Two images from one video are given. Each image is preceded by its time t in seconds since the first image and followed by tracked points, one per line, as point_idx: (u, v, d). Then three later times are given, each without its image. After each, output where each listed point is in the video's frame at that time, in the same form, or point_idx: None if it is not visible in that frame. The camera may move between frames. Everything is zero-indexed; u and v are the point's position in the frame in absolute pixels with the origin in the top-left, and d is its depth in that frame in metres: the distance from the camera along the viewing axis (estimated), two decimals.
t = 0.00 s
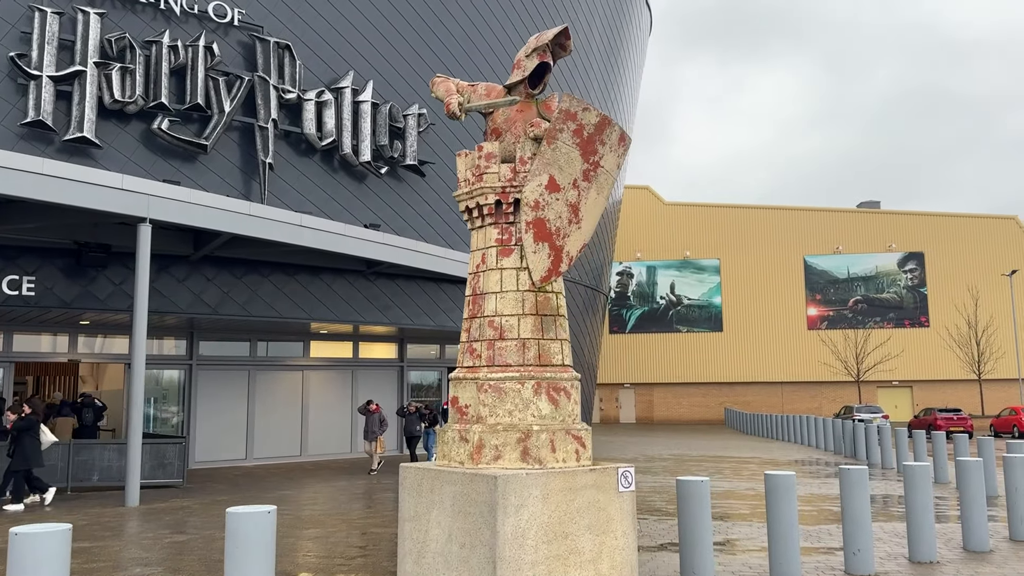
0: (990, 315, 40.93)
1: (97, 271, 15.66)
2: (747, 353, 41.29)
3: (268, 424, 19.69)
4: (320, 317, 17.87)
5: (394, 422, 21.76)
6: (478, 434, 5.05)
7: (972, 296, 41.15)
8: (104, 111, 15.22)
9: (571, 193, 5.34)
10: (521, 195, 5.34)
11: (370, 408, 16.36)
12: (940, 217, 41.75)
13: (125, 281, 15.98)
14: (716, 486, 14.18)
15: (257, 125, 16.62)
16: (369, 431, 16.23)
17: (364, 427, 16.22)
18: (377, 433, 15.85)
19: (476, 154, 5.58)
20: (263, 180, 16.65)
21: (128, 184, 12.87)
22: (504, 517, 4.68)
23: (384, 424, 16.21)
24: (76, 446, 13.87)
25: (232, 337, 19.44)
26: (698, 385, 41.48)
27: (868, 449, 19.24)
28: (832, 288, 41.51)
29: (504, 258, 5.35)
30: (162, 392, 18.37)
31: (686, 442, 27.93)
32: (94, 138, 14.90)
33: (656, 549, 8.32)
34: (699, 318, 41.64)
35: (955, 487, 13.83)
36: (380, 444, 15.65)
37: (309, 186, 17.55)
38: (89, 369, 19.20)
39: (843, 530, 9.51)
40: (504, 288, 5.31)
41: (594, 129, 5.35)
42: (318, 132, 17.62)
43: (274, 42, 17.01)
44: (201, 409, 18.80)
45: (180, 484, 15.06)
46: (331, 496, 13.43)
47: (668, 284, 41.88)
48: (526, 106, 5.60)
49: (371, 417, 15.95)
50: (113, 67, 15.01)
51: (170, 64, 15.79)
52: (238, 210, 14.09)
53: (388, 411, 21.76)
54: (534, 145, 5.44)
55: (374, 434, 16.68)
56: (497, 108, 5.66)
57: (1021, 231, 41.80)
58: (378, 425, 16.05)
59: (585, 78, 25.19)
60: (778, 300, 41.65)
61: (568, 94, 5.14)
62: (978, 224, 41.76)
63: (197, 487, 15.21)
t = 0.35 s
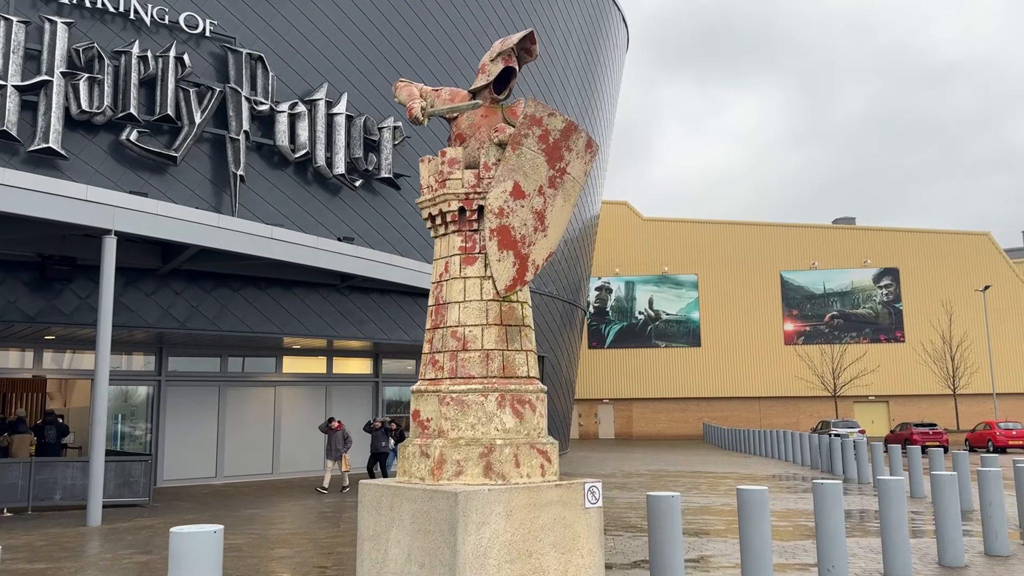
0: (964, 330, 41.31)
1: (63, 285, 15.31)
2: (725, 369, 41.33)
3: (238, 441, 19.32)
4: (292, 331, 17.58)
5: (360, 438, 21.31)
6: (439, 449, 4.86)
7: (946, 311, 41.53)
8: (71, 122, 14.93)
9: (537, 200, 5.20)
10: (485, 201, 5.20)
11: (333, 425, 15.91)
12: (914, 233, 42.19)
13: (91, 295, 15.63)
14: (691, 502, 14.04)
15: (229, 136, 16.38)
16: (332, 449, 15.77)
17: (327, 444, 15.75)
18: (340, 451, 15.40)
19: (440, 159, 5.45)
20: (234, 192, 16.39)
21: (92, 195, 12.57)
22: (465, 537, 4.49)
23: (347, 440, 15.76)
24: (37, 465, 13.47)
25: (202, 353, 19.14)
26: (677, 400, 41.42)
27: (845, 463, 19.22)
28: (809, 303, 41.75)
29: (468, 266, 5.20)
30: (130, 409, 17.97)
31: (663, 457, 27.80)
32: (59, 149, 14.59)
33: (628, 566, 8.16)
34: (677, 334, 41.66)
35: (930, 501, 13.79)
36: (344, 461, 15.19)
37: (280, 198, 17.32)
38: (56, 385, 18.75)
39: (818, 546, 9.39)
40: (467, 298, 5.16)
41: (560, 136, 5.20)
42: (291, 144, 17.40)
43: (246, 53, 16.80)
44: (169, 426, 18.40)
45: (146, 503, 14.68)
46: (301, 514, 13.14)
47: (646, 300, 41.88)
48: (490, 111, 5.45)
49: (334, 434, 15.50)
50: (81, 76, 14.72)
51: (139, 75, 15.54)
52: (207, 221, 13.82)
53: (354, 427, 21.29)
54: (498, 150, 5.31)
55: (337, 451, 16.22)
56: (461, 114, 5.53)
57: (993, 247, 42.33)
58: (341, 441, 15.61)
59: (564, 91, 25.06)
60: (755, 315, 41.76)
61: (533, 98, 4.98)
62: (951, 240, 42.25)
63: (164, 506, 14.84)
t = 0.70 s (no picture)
0: (936, 351, 41.64)
1: (20, 306, 14.73)
2: (699, 389, 41.27)
3: (203, 466, 18.83)
4: (259, 353, 17.20)
5: (315, 462, 20.59)
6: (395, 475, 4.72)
7: (918, 331, 41.86)
8: (31, 139, 14.56)
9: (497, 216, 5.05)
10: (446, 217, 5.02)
11: (287, 449, 15.44)
12: (886, 254, 42.58)
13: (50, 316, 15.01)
14: (666, 526, 13.79)
15: (195, 154, 16.09)
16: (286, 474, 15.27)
17: (280, 469, 15.26)
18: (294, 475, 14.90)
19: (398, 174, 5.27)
20: (199, 211, 16.05)
21: (50, 214, 12.12)
22: (422, 569, 4.40)
23: (302, 465, 15.28)
24: None
25: (167, 375, 18.70)
26: (653, 421, 41.26)
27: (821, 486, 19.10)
28: (783, 323, 41.84)
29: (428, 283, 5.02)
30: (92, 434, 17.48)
31: (638, 479, 27.52)
32: (18, 166, 14.19)
33: None
34: (653, 354, 41.59)
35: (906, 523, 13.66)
36: (299, 486, 14.67)
37: (247, 216, 16.98)
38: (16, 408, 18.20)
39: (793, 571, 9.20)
40: (426, 318, 4.98)
41: (523, 149, 5.07)
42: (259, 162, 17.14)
43: (214, 70, 16.54)
44: (131, 451, 17.90)
45: (105, 532, 14.20)
46: (265, 543, 12.75)
47: (622, 320, 41.77)
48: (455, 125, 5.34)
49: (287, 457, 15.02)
50: (42, 92, 14.37)
51: (103, 91, 15.20)
52: (169, 240, 13.47)
53: (310, 452, 20.60)
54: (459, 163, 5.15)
55: (292, 477, 15.72)
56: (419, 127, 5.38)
57: (963, 268, 42.81)
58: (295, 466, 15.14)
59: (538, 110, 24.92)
60: (730, 336, 41.80)
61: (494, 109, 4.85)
62: (922, 261, 42.67)
63: (124, 534, 14.34)
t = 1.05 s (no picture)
0: (930, 366, 41.57)
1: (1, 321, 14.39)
2: (693, 406, 41.04)
3: (188, 484, 18.55)
4: (245, 369, 17.01)
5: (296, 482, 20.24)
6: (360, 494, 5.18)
7: (912, 347, 41.79)
8: (14, 153, 14.39)
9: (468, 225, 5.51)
10: (415, 227, 5.50)
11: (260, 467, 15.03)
12: (879, 270, 42.57)
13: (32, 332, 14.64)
14: (655, 544, 13.60)
15: (180, 168, 15.96)
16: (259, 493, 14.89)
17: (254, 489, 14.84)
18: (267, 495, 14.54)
19: (369, 182, 5.80)
20: (185, 226, 15.87)
21: (29, 228, 11.90)
22: None
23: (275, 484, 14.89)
24: None
25: (152, 393, 18.43)
26: (647, 437, 40.98)
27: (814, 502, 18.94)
28: (777, 339, 41.67)
29: (397, 295, 5.52)
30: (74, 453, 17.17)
31: (631, 496, 27.24)
32: None
33: None
34: (647, 370, 41.38)
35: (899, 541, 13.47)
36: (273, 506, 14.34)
37: (233, 231, 16.82)
38: None
39: None
40: (396, 332, 5.49)
41: (495, 158, 5.50)
42: (246, 176, 17.01)
43: (200, 84, 16.44)
44: (115, 470, 17.61)
45: (85, 552, 13.89)
46: (248, 563, 12.50)
47: (615, 336, 41.55)
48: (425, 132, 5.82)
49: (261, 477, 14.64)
50: (24, 106, 14.22)
51: (88, 105, 15.06)
52: (153, 255, 13.32)
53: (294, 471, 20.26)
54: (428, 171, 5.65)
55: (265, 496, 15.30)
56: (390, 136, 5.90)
57: (957, 283, 42.82)
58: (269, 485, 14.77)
59: (529, 125, 24.86)
60: (724, 351, 41.62)
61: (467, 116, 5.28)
62: (915, 277, 42.66)
63: (104, 555, 14.04)
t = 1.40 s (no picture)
0: (936, 382, 41.24)
1: None
2: (697, 422, 40.71)
3: (184, 502, 18.34)
4: (240, 387, 16.87)
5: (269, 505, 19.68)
6: (327, 515, 5.53)
7: (917, 362, 41.50)
8: (8, 170, 14.36)
9: (441, 238, 5.98)
10: (387, 239, 5.94)
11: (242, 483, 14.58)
12: (884, 284, 42.29)
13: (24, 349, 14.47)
14: (653, 564, 13.38)
15: (175, 185, 15.89)
16: (239, 511, 14.68)
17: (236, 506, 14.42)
18: (249, 515, 14.34)
19: (339, 194, 6.20)
20: (179, 242, 15.78)
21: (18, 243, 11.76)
22: None
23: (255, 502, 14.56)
24: None
25: (147, 410, 18.28)
26: (651, 454, 40.61)
27: (817, 520, 18.69)
28: (781, 354, 41.39)
29: (367, 310, 5.94)
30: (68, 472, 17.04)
31: (634, 515, 26.92)
32: None
33: None
34: (651, 386, 41.08)
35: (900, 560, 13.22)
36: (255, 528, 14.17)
37: (228, 247, 16.74)
38: None
39: None
40: (367, 349, 5.90)
41: (470, 169, 6.03)
42: (242, 193, 16.94)
43: (195, 100, 16.43)
44: (110, 486, 17.46)
45: (75, 572, 13.69)
46: None
47: (618, 351, 41.24)
48: (399, 141, 6.28)
49: (242, 496, 14.40)
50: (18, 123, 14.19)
51: (82, 122, 15.04)
52: (145, 271, 13.23)
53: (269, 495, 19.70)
54: (400, 181, 6.10)
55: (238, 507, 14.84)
56: (363, 144, 6.35)
57: (962, 298, 42.55)
58: (249, 503, 14.57)
59: (529, 141, 24.82)
60: (728, 367, 41.33)
61: (441, 127, 5.81)
62: (920, 292, 42.41)
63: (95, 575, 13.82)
